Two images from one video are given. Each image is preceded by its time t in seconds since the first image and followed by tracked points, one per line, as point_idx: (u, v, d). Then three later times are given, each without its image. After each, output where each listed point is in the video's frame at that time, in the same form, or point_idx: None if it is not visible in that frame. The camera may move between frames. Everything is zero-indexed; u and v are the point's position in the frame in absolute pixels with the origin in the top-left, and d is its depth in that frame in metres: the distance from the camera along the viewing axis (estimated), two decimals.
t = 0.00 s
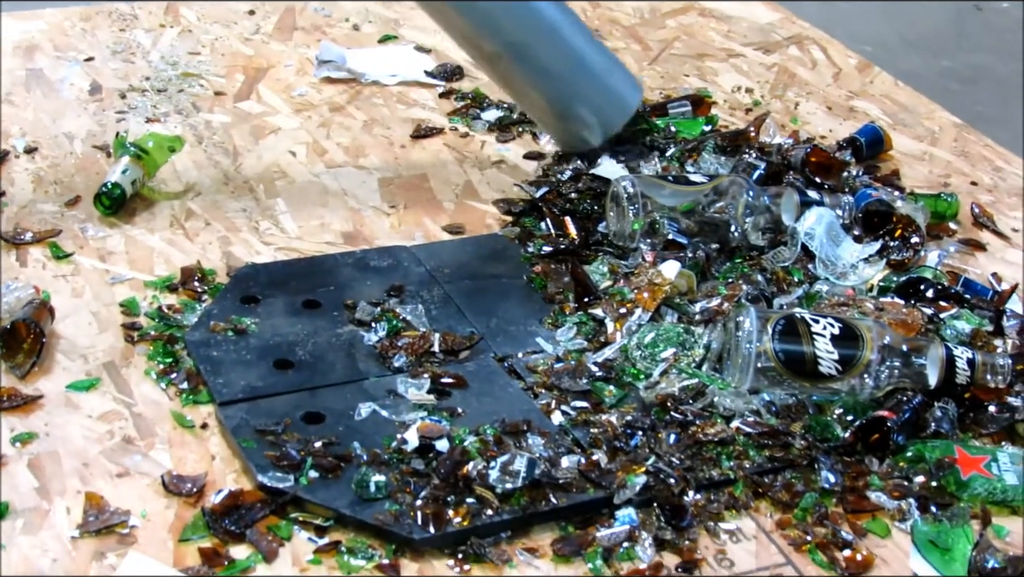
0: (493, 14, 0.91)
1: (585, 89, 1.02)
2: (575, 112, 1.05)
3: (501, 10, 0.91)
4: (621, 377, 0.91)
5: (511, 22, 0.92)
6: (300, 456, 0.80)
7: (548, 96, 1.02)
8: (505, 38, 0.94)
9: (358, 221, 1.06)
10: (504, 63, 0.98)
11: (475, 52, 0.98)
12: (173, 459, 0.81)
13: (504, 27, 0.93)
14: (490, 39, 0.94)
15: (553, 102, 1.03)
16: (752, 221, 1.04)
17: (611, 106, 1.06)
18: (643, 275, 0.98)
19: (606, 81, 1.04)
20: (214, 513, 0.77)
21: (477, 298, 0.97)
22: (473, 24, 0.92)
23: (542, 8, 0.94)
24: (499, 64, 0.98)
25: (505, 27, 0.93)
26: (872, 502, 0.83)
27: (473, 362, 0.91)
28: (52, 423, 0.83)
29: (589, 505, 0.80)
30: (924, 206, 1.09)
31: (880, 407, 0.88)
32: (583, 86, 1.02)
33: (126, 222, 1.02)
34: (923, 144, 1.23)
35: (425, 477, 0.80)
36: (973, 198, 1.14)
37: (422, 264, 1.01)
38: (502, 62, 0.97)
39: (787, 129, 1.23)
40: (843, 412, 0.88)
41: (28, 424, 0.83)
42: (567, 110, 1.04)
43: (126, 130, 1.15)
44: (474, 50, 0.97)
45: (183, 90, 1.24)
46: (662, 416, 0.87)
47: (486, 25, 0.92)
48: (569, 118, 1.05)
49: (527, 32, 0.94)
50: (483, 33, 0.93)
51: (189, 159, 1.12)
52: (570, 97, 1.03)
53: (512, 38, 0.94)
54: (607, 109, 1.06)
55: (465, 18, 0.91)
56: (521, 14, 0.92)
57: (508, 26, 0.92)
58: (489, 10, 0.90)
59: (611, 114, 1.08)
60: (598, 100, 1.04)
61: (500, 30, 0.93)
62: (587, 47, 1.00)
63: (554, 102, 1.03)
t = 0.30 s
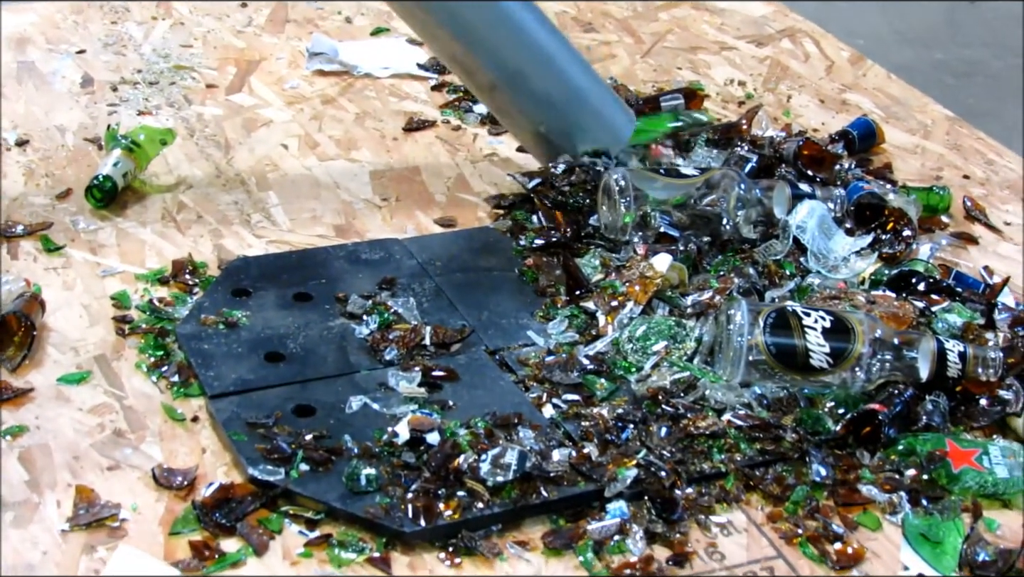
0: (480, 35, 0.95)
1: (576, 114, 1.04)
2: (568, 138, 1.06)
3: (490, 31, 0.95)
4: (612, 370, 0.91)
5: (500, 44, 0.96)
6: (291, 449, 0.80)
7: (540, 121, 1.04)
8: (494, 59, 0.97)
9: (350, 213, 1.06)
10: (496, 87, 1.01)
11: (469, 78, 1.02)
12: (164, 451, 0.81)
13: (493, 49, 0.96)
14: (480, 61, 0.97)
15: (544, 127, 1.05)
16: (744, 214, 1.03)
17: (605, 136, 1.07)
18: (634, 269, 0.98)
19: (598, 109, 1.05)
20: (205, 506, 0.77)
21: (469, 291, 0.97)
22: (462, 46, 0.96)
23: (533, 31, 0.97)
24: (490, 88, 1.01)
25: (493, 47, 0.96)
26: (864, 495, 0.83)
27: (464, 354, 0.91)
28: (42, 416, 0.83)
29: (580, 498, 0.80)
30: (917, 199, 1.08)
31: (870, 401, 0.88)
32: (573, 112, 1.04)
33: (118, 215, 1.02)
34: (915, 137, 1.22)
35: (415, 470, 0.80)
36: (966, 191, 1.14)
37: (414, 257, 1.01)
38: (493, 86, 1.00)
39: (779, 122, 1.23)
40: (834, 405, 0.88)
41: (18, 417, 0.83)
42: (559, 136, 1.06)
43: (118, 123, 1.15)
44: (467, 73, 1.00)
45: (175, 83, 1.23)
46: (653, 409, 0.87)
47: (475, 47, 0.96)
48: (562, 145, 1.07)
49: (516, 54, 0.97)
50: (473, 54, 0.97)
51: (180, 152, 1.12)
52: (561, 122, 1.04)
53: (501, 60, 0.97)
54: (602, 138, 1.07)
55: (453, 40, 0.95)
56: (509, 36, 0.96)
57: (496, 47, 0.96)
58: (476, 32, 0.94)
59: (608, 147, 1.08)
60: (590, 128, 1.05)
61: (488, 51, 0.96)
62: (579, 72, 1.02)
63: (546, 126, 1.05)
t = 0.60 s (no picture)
0: (560, 9, 0.91)
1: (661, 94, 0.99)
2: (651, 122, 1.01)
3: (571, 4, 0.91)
4: (608, 364, 0.91)
5: (582, 19, 0.92)
6: (287, 444, 0.80)
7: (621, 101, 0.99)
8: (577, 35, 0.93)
9: (345, 208, 1.06)
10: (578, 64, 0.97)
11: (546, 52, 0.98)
12: (160, 447, 0.81)
13: (569, 20, 0.92)
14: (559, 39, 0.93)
15: (618, 104, 1.00)
16: (738, 208, 1.03)
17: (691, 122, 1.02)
18: (629, 262, 0.98)
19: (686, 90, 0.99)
20: (201, 501, 0.77)
21: (464, 285, 0.97)
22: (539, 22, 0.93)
23: (613, 4, 0.93)
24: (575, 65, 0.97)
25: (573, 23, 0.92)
26: (860, 488, 0.83)
27: (459, 349, 0.91)
28: (38, 411, 0.83)
29: (576, 492, 0.80)
30: (912, 192, 1.09)
31: (865, 394, 0.88)
32: (657, 93, 0.98)
33: (113, 210, 1.02)
34: (910, 130, 1.22)
35: (411, 464, 0.80)
36: (961, 184, 1.14)
37: (409, 252, 1.01)
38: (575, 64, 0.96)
39: (774, 116, 1.23)
40: (829, 399, 0.88)
41: (14, 412, 0.83)
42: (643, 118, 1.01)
43: (113, 118, 1.15)
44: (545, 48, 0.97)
45: (169, 78, 1.23)
46: (648, 403, 0.87)
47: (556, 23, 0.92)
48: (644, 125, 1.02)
49: (599, 30, 0.93)
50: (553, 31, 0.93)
51: (175, 147, 1.12)
52: (643, 104, 0.99)
53: (583, 38, 0.93)
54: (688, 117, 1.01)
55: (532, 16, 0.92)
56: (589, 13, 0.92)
57: (577, 23, 0.92)
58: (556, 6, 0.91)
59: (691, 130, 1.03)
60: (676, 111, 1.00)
61: (567, 25, 0.92)
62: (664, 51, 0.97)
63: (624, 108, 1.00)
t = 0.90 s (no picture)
0: (551, 12, 0.93)
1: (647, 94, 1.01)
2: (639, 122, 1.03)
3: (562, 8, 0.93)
4: (601, 359, 0.90)
5: (571, 20, 0.94)
6: (280, 440, 0.80)
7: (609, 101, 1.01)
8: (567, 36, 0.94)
9: (337, 204, 1.06)
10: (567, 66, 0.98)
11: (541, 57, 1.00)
12: (152, 443, 0.81)
13: (562, 24, 0.94)
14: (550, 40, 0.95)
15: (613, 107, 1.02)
16: (731, 202, 1.04)
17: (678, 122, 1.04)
18: (622, 257, 0.98)
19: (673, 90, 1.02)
20: (194, 497, 0.77)
21: (457, 280, 0.97)
22: (529, 23, 0.94)
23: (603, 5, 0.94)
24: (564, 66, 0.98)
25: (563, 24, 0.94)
26: (853, 482, 0.83)
27: (452, 344, 0.91)
28: (30, 407, 0.83)
29: (569, 487, 0.80)
30: (904, 186, 1.08)
31: (858, 388, 0.88)
32: (644, 94, 1.01)
33: (105, 206, 1.02)
34: (903, 125, 1.23)
35: (404, 460, 0.80)
36: (953, 178, 1.14)
37: (402, 247, 1.01)
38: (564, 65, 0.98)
39: (767, 111, 1.23)
40: (822, 393, 0.88)
41: (6, 409, 0.82)
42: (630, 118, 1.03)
43: (105, 114, 1.14)
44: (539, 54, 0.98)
45: (162, 74, 1.23)
46: (641, 397, 0.87)
47: (546, 24, 0.93)
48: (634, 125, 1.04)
49: (589, 30, 0.95)
50: (544, 32, 0.94)
51: (167, 143, 1.12)
52: (633, 107, 1.02)
53: (573, 38, 0.95)
54: (677, 114, 1.04)
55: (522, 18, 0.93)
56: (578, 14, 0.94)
57: (569, 25, 0.94)
58: (547, 5, 0.92)
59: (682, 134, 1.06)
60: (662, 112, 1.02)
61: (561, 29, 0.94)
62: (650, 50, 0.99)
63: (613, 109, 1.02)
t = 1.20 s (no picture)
0: (522, 10, 0.88)
1: (620, 102, 0.97)
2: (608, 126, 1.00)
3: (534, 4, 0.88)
4: (592, 357, 0.90)
5: (544, 19, 0.89)
6: (270, 439, 0.80)
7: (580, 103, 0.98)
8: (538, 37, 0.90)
9: (328, 202, 1.06)
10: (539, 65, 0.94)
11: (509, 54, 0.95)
12: (143, 442, 0.81)
13: (534, 22, 0.89)
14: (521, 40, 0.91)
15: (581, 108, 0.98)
16: (722, 199, 1.04)
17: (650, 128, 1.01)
18: (614, 255, 0.98)
19: (647, 96, 0.98)
20: (184, 497, 0.76)
21: (448, 278, 0.97)
22: (499, 18, 0.90)
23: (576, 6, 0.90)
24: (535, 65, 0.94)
25: (535, 23, 0.90)
26: (844, 480, 0.83)
27: (443, 342, 0.90)
28: (20, 407, 0.82)
29: (561, 485, 0.79)
30: (896, 182, 1.08)
31: (851, 385, 0.87)
32: (615, 96, 0.96)
33: (95, 205, 1.02)
34: (894, 121, 1.22)
35: (395, 459, 0.79)
36: (945, 174, 1.14)
37: (393, 245, 1.00)
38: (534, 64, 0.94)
39: (758, 107, 1.23)
40: (815, 390, 0.88)
41: None
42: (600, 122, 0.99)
43: (95, 112, 1.14)
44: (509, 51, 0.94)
45: (152, 72, 1.23)
46: (633, 395, 0.87)
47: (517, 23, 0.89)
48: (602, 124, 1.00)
49: (560, 30, 0.90)
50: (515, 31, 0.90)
51: (157, 141, 1.12)
52: (603, 107, 0.98)
53: (545, 40, 0.91)
54: (650, 119, 1.00)
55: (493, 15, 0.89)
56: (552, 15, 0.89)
57: (539, 22, 0.89)
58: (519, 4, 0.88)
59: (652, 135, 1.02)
60: (632, 115, 0.98)
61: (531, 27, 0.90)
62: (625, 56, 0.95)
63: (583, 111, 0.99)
